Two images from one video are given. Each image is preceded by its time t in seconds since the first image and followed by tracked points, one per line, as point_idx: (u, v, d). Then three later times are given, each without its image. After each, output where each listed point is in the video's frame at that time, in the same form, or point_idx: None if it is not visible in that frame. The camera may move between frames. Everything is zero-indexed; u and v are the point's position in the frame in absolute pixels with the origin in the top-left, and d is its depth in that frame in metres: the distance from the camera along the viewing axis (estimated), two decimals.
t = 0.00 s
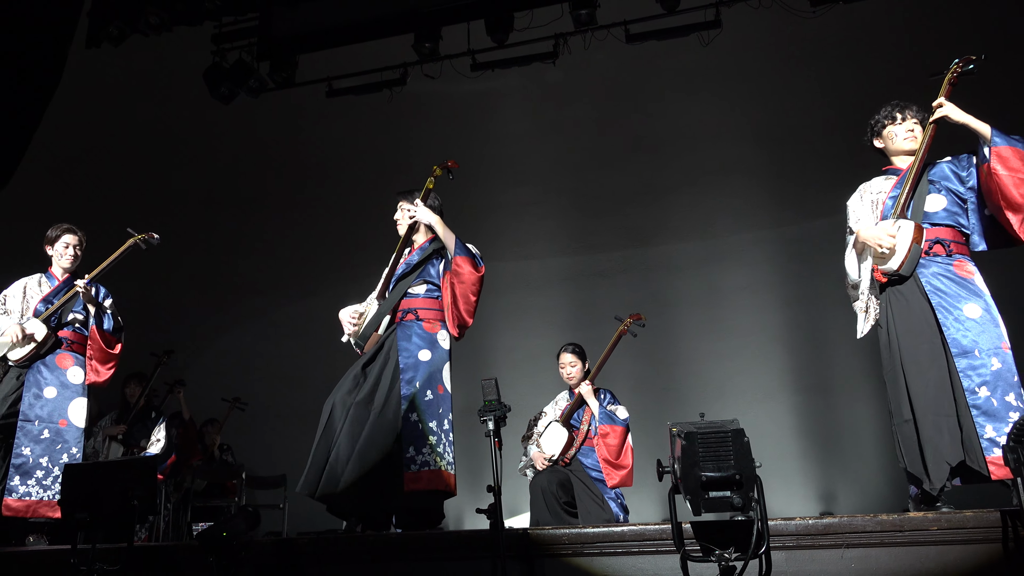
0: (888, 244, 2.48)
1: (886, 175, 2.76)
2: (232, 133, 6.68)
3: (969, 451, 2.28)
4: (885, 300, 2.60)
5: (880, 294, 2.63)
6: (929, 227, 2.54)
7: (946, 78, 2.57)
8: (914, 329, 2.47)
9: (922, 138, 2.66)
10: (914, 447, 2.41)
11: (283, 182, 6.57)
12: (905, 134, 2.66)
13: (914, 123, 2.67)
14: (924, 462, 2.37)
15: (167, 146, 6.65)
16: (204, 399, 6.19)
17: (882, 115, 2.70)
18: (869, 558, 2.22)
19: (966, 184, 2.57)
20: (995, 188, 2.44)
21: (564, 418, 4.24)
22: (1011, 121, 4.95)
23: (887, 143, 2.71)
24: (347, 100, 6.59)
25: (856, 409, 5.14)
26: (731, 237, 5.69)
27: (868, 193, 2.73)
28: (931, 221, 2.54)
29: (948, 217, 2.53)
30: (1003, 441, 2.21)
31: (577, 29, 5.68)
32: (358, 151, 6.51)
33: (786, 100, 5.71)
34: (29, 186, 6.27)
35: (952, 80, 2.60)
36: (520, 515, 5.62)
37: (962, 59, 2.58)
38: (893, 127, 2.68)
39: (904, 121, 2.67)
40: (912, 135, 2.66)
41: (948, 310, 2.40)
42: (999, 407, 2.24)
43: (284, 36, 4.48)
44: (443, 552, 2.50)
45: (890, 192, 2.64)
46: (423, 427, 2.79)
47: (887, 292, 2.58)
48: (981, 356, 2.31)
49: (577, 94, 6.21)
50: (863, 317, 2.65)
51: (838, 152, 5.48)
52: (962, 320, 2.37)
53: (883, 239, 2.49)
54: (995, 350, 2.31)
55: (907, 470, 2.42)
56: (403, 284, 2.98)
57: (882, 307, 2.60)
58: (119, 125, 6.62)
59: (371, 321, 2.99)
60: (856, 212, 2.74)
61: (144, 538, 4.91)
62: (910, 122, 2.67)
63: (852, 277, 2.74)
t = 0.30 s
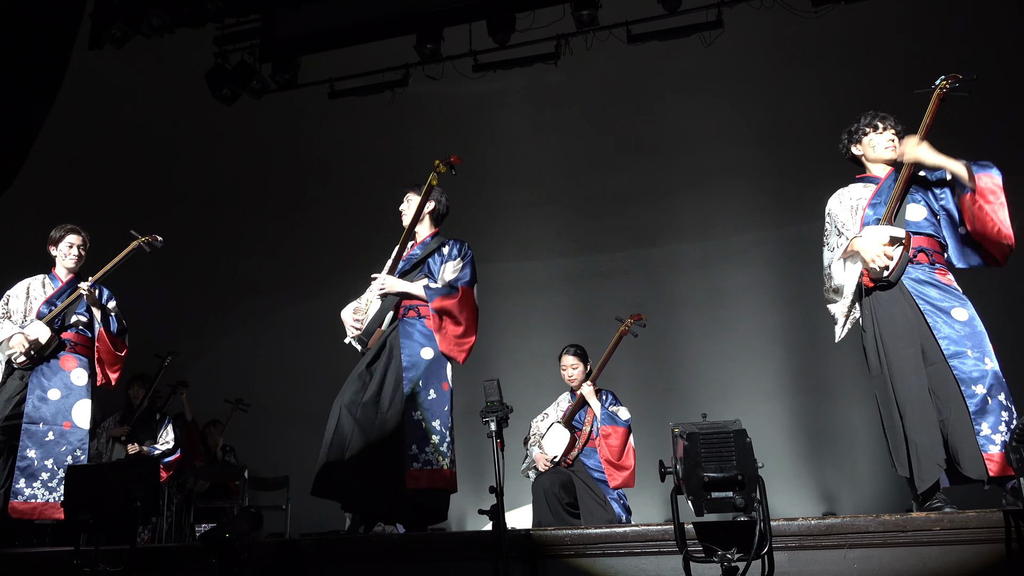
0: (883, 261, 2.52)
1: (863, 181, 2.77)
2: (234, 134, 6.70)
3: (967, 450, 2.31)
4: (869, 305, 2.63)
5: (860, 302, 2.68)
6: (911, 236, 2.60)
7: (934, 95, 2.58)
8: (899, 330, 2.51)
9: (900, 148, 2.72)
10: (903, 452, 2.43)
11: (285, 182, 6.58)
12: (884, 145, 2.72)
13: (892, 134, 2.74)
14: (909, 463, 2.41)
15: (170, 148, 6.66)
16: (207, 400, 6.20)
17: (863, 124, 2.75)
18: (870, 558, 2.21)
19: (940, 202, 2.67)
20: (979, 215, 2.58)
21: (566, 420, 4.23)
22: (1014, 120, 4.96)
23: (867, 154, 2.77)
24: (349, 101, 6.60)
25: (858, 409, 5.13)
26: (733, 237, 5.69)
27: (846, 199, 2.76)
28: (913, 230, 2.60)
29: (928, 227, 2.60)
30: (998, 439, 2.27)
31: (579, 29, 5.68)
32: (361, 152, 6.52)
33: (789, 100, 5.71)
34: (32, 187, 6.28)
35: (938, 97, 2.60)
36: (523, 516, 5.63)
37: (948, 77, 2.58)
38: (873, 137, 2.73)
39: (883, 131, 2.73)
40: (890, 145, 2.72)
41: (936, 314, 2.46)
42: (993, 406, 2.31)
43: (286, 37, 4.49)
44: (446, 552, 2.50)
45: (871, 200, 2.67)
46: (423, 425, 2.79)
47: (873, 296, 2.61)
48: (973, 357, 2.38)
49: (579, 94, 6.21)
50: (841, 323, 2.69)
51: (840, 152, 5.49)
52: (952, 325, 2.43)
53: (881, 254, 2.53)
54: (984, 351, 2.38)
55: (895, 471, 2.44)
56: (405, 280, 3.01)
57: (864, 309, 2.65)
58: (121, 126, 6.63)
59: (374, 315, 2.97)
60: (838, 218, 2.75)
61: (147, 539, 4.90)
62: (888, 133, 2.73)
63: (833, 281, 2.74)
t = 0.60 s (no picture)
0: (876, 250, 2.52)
1: (857, 185, 2.75)
2: (235, 135, 6.70)
3: (963, 452, 2.35)
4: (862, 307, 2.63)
5: (855, 305, 2.66)
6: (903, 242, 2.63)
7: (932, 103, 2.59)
8: (891, 334, 2.54)
9: (888, 150, 2.73)
10: (890, 456, 2.44)
11: (286, 183, 6.58)
12: (872, 149, 2.72)
13: (879, 137, 2.73)
14: (895, 471, 2.43)
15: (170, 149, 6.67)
16: (206, 401, 6.20)
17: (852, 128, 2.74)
18: (871, 560, 2.21)
19: (930, 206, 2.68)
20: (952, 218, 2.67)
21: (566, 421, 4.23)
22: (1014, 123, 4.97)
23: (858, 158, 2.75)
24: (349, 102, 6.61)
25: (858, 411, 5.13)
26: (734, 239, 5.69)
27: (838, 204, 2.74)
28: (905, 236, 2.63)
29: (919, 233, 2.63)
30: (999, 442, 2.29)
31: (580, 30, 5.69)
32: (361, 153, 6.52)
33: (789, 102, 5.71)
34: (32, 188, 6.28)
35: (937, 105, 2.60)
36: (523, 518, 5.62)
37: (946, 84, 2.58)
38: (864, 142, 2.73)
39: (873, 136, 2.72)
40: (879, 150, 2.72)
41: (930, 318, 2.48)
42: (990, 408, 2.33)
43: (288, 39, 4.50)
44: (445, 553, 2.50)
45: (864, 204, 2.66)
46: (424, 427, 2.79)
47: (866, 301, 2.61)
48: (968, 361, 2.40)
49: (580, 96, 6.22)
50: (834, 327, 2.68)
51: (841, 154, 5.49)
52: (944, 329, 2.45)
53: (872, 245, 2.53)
54: (975, 356, 2.40)
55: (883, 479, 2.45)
56: (408, 282, 3.00)
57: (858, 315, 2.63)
58: (122, 127, 6.64)
59: (375, 319, 2.96)
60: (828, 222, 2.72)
61: (147, 539, 4.88)
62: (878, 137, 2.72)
63: (827, 283, 2.70)
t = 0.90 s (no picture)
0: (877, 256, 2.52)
1: (852, 184, 2.77)
2: (234, 136, 6.70)
3: (966, 451, 2.34)
4: (863, 307, 2.64)
5: (851, 306, 2.69)
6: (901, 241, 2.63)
7: (926, 101, 2.61)
8: (892, 334, 2.53)
9: (876, 155, 2.73)
10: (895, 456, 2.44)
11: (285, 183, 6.58)
12: (864, 151, 2.72)
13: (873, 138, 2.73)
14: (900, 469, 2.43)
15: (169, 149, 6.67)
16: (205, 401, 6.20)
17: (844, 129, 2.74)
18: (873, 559, 2.21)
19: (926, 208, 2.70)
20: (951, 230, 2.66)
21: (567, 420, 4.24)
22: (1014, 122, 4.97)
23: (850, 159, 2.76)
24: (349, 103, 6.61)
25: (857, 411, 5.14)
26: (734, 239, 5.69)
27: (836, 201, 2.76)
28: (902, 236, 2.63)
29: (915, 234, 2.63)
30: (1001, 438, 2.29)
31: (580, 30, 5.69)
32: (360, 154, 6.51)
33: (789, 101, 5.71)
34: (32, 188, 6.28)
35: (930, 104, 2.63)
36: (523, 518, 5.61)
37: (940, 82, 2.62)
38: (855, 143, 2.73)
39: (865, 137, 2.72)
40: (871, 150, 2.72)
41: (932, 317, 2.48)
42: (993, 402, 2.34)
43: (287, 38, 4.49)
44: (445, 553, 2.50)
45: (860, 205, 2.68)
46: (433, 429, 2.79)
47: (864, 301, 2.62)
48: (970, 356, 2.41)
49: (580, 94, 6.22)
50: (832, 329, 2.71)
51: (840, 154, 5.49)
52: (945, 326, 2.46)
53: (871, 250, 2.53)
54: (978, 351, 2.42)
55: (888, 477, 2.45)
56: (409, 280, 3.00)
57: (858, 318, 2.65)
58: (121, 127, 6.64)
59: (377, 319, 2.97)
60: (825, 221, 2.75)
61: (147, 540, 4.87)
62: (870, 138, 2.73)
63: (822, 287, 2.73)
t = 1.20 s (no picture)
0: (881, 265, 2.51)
1: (847, 193, 2.78)
2: (234, 137, 6.70)
3: (961, 455, 2.35)
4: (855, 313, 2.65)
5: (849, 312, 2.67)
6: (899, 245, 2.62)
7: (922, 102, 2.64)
8: (890, 337, 2.53)
9: (875, 161, 2.75)
10: (899, 464, 2.41)
11: (286, 185, 6.58)
12: (865, 156, 2.73)
13: (871, 141, 2.73)
14: (909, 475, 2.40)
15: (171, 150, 6.67)
16: (204, 402, 6.19)
17: (842, 134, 2.75)
18: (872, 562, 2.21)
19: (923, 209, 2.69)
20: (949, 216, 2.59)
21: (566, 423, 4.23)
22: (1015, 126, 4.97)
23: (849, 164, 2.77)
24: (349, 104, 6.61)
25: (858, 414, 5.13)
26: (734, 242, 5.69)
27: (831, 210, 2.77)
28: (900, 241, 2.63)
29: (913, 238, 2.63)
30: (994, 444, 2.30)
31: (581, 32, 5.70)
32: (360, 155, 6.52)
33: (790, 105, 5.71)
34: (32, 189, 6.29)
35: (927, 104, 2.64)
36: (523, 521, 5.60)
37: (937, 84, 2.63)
38: (853, 148, 2.74)
39: (862, 141, 2.73)
40: (869, 155, 2.73)
41: (927, 321, 2.48)
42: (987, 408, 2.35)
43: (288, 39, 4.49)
44: (444, 555, 2.50)
45: (857, 210, 2.68)
46: (434, 430, 2.79)
47: (861, 305, 2.63)
48: (965, 362, 2.41)
49: (580, 97, 6.22)
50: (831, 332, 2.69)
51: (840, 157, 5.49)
52: (939, 331, 2.46)
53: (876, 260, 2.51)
54: (974, 359, 2.42)
55: (893, 484, 2.41)
56: (410, 279, 2.98)
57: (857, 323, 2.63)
58: (122, 128, 6.64)
59: (378, 314, 2.95)
60: (822, 230, 2.74)
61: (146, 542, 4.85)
62: (868, 142, 2.73)
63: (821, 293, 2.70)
